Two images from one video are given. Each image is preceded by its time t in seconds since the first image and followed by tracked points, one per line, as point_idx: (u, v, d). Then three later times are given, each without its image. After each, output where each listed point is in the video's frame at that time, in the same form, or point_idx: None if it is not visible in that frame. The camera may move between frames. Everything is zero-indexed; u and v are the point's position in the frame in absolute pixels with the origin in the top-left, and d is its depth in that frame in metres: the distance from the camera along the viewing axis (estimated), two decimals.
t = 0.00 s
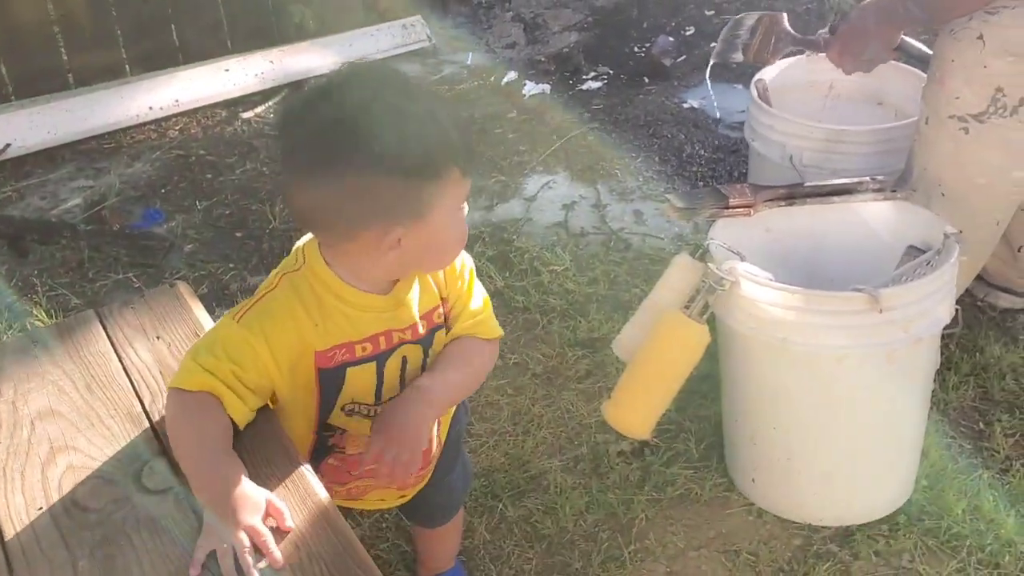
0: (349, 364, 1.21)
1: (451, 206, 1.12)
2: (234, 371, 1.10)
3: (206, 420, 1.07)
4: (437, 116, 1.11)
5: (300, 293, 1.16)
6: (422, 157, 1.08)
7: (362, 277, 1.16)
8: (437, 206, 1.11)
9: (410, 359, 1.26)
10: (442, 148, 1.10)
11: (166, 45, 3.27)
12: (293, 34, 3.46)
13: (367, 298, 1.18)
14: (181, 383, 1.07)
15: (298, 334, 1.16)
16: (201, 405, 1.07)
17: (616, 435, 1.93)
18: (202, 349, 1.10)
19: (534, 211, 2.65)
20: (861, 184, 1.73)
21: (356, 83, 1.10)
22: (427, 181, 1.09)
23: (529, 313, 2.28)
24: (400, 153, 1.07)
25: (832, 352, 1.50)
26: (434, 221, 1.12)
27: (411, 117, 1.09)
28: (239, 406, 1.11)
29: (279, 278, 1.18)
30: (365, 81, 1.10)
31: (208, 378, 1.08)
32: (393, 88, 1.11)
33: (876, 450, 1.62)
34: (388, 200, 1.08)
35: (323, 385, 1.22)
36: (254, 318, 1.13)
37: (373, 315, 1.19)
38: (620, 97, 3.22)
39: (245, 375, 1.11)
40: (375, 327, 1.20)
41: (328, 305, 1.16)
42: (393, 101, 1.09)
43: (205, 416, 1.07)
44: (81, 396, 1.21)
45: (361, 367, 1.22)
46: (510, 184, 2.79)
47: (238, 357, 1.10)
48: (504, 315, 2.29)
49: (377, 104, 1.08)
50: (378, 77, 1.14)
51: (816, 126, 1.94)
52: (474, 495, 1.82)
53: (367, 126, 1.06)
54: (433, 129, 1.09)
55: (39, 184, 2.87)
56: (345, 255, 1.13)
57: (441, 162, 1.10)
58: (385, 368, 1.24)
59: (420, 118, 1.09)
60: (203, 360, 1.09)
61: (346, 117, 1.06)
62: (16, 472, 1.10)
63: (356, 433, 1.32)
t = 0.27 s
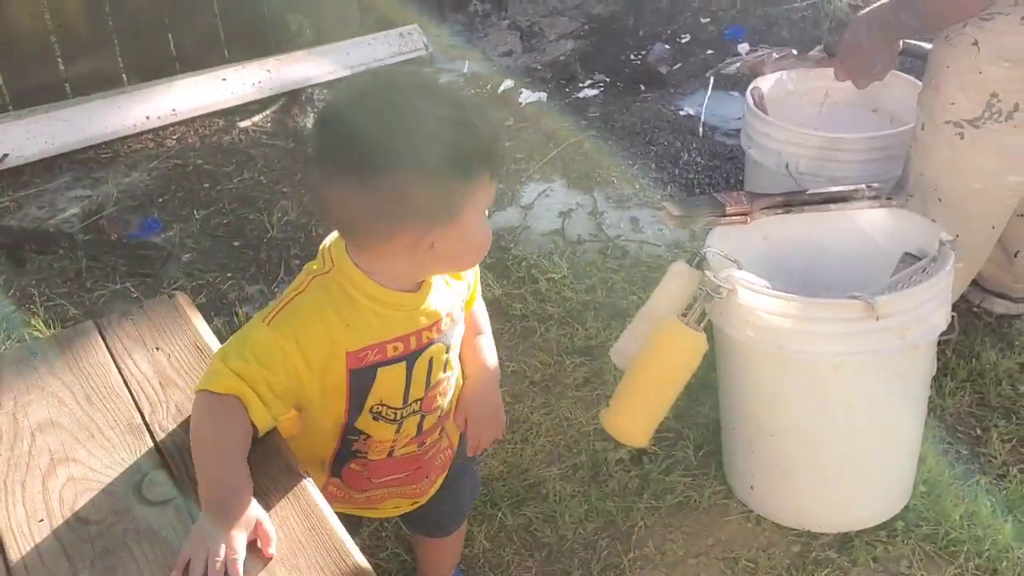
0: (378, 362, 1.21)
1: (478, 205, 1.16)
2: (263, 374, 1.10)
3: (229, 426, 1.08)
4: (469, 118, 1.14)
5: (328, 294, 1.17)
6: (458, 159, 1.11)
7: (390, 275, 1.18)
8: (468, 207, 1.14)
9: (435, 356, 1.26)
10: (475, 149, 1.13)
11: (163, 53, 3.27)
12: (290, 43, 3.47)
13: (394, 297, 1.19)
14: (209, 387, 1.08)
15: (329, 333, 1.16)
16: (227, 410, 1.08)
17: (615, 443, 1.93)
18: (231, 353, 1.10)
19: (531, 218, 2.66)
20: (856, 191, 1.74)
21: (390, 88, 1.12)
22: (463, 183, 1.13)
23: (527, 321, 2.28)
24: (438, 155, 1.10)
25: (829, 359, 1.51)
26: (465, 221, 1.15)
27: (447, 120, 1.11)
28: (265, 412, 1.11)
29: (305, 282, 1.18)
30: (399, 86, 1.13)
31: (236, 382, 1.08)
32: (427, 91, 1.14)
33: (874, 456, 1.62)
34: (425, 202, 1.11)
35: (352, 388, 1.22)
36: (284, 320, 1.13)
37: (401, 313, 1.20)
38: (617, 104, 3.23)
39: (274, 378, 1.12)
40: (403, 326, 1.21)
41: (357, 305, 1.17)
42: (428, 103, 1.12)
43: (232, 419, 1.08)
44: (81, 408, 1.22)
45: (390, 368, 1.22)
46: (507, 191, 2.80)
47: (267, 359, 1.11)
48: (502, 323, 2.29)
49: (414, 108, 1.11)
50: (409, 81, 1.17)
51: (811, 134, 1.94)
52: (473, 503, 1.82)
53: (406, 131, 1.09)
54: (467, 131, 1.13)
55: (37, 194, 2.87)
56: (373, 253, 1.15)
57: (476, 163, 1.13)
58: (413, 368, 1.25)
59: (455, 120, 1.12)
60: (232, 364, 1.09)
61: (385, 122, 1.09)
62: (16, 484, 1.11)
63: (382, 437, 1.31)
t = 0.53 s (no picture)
0: (382, 379, 1.23)
1: (486, 224, 1.17)
2: (271, 388, 1.12)
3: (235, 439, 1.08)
4: (486, 136, 1.14)
5: (336, 309, 1.18)
6: (474, 178, 1.12)
7: (399, 292, 1.19)
8: (477, 228, 1.16)
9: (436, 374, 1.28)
10: (490, 168, 1.14)
11: (157, 72, 3.28)
12: (284, 64, 3.49)
13: (400, 313, 1.21)
14: (216, 401, 1.09)
15: (335, 348, 1.17)
16: (233, 425, 1.08)
17: (605, 464, 1.93)
18: (240, 367, 1.11)
19: (523, 239, 2.67)
20: (845, 217, 1.75)
21: (411, 100, 1.11)
22: (475, 202, 1.14)
23: (518, 342, 2.28)
24: (455, 173, 1.10)
25: (819, 383, 1.52)
26: (474, 239, 1.17)
27: (465, 135, 1.11)
28: (271, 426, 1.12)
29: (314, 298, 1.20)
30: (418, 97, 1.12)
31: (245, 396, 1.09)
32: (445, 105, 1.14)
33: (863, 480, 1.63)
34: (437, 220, 1.12)
35: (356, 403, 1.23)
36: (293, 334, 1.15)
37: (407, 329, 1.22)
38: (608, 127, 3.25)
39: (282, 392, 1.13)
40: (408, 342, 1.23)
41: (365, 321, 1.19)
42: (447, 117, 1.11)
43: (238, 434, 1.08)
44: (71, 428, 1.21)
45: (395, 384, 1.24)
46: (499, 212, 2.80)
47: (276, 374, 1.12)
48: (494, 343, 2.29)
49: (435, 122, 1.10)
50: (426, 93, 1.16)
51: (800, 159, 1.96)
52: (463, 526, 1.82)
53: (426, 146, 1.09)
54: (484, 148, 1.13)
55: (28, 212, 2.86)
56: (381, 269, 1.16)
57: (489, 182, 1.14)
58: (417, 384, 1.26)
59: (473, 137, 1.12)
60: (241, 378, 1.10)
61: (405, 137, 1.09)
62: (3, 506, 1.10)
63: (383, 453, 1.31)
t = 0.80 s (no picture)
0: (370, 423, 1.22)
1: (475, 269, 1.18)
2: (258, 432, 1.11)
3: (211, 486, 1.08)
4: (479, 182, 1.15)
5: (324, 352, 1.18)
6: (466, 224, 1.13)
7: (387, 335, 1.20)
8: (466, 272, 1.16)
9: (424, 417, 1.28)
10: (483, 214, 1.14)
11: (146, 107, 3.29)
12: (273, 99, 3.52)
13: (388, 355, 1.21)
14: (202, 446, 1.08)
15: (323, 393, 1.17)
16: (219, 470, 1.08)
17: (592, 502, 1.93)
18: (227, 411, 1.11)
19: (511, 274, 2.67)
20: (828, 254, 1.76)
21: (406, 146, 1.13)
22: (467, 248, 1.14)
23: (504, 377, 2.28)
24: (447, 218, 1.11)
25: (803, 421, 1.51)
26: (462, 285, 1.17)
27: (459, 181, 1.12)
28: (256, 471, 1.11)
29: (302, 341, 1.19)
30: (413, 144, 1.14)
31: (231, 441, 1.09)
32: (439, 152, 1.15)
33: (848, 518, 1.63)
34: (427, 264, 1.12)
35: (344, 446, 1.22)
36: (280, 378, 1.15)
37: (394, 372, 1.22)
38: (595, 162, 3.27)
39: (269, 437, 1.13)
40: (395, 384, 1.23)
41: (352, 364, 1.19)
42: (441, 163, 1.12)
43: (217, 481, 1.08)
44: (51, 471, 1.21)
45: (382, 426, 1.23)
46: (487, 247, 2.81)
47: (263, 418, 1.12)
48: (480, 379, 2.28)
49: (429, 167, 1.11)
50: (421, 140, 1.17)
51: (783, 197, 1.98)
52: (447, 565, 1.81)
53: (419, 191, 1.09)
54: (477, 194, 1.13)
55: (15, 247, 2.86)
56: (369, 313, 1.16)
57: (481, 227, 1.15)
58: (404, 426, 1.26)
59: (466, 183, 1.13)
60: (228, 423, 1.10)
61: (399, 182, 1.09)
62: None
63: (371, 497, 1.29)
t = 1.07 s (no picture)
0: (355, 451, 1.21)
1: (452, 296, 1.17)
2: (247, 468, 1.10)
3: (202, 526, 1.09)
4: (457, 211, 1.13)
5: (307, 382, 1.16)
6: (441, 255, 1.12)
7: (368, 362, 1.18)
8: (439, 301, 1.16)
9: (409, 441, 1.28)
10: (459, 243, 1.13)
11: (129, 137, 3.29)
12: (257, 125, 3.54)
13: (369, 382, 1.20)
14: (190, 484, 1.07)
15: (307, 424, 1.16)
16: (209, 507, 1.08)
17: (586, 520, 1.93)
18: (213, 448, 1.10)
19: (499, 292, 2.68)
20: (811, 265, 1.77)
21: (386, 173, 1.11)
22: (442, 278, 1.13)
23: (496, 397, 2.28)
24: (422, 249, 1.10)
25: (791, 434, 1.52)
26: (438, 313, 1.17)
27: (437, 213, 1.11)
28: (245, 506, 1.11)
29: (283, 372, 1.18)
30: (392, 171, 1.12)
31: (221, 477, 1.08)
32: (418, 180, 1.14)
33: (840, 527, 1.64)
34: (402, 293, 1.12)
35: (330, 475, 1.21)
36: (264, 412, 1.13)
37: (377, 398, 1.21)
38: (580, 177, 3.29)
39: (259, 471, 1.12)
40: (379, 411, 1.22)
41: (336, 393, 1.18)
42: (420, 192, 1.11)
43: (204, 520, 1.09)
44: (40, 513, 1.20)
45: (367, 453, 1.23)
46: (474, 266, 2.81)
47: (251, 453, 1.11)
48: (471, 399, 2.28)
49: (406, 197, 1.09)
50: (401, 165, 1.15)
51: (764, 208, 1.99)
52: None
53: (394, 222, 1.08)
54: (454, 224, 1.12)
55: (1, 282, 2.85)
56: (347, 338, 1.16)
57: (457, 256, 1.14)
58: (388, 452, 1.25)
59: (443, 213, 1.11)
60: (214, 460, 1.09)
61: (375, 212, 1.08)
62: None
63: (360, 522, 1.29)
